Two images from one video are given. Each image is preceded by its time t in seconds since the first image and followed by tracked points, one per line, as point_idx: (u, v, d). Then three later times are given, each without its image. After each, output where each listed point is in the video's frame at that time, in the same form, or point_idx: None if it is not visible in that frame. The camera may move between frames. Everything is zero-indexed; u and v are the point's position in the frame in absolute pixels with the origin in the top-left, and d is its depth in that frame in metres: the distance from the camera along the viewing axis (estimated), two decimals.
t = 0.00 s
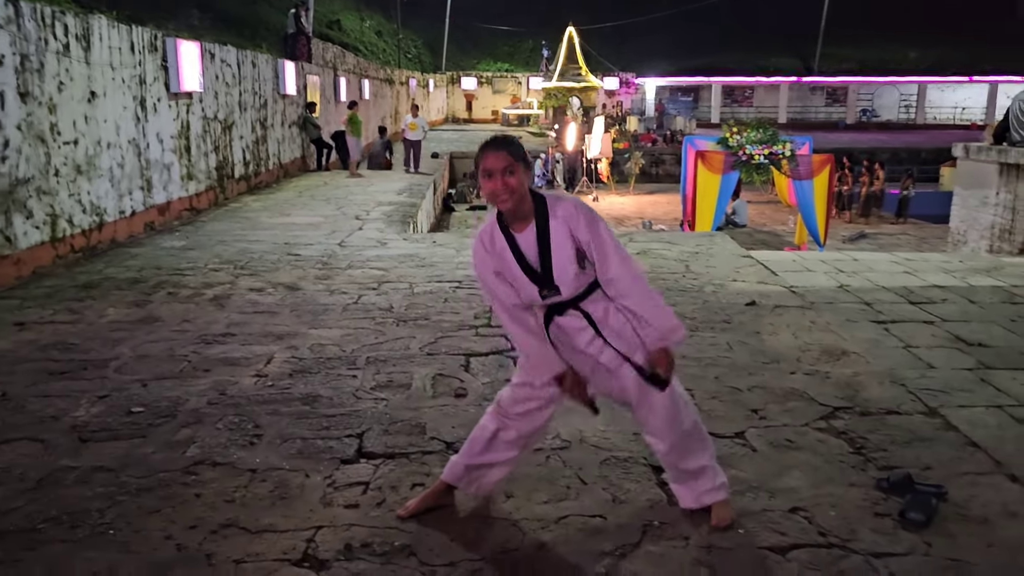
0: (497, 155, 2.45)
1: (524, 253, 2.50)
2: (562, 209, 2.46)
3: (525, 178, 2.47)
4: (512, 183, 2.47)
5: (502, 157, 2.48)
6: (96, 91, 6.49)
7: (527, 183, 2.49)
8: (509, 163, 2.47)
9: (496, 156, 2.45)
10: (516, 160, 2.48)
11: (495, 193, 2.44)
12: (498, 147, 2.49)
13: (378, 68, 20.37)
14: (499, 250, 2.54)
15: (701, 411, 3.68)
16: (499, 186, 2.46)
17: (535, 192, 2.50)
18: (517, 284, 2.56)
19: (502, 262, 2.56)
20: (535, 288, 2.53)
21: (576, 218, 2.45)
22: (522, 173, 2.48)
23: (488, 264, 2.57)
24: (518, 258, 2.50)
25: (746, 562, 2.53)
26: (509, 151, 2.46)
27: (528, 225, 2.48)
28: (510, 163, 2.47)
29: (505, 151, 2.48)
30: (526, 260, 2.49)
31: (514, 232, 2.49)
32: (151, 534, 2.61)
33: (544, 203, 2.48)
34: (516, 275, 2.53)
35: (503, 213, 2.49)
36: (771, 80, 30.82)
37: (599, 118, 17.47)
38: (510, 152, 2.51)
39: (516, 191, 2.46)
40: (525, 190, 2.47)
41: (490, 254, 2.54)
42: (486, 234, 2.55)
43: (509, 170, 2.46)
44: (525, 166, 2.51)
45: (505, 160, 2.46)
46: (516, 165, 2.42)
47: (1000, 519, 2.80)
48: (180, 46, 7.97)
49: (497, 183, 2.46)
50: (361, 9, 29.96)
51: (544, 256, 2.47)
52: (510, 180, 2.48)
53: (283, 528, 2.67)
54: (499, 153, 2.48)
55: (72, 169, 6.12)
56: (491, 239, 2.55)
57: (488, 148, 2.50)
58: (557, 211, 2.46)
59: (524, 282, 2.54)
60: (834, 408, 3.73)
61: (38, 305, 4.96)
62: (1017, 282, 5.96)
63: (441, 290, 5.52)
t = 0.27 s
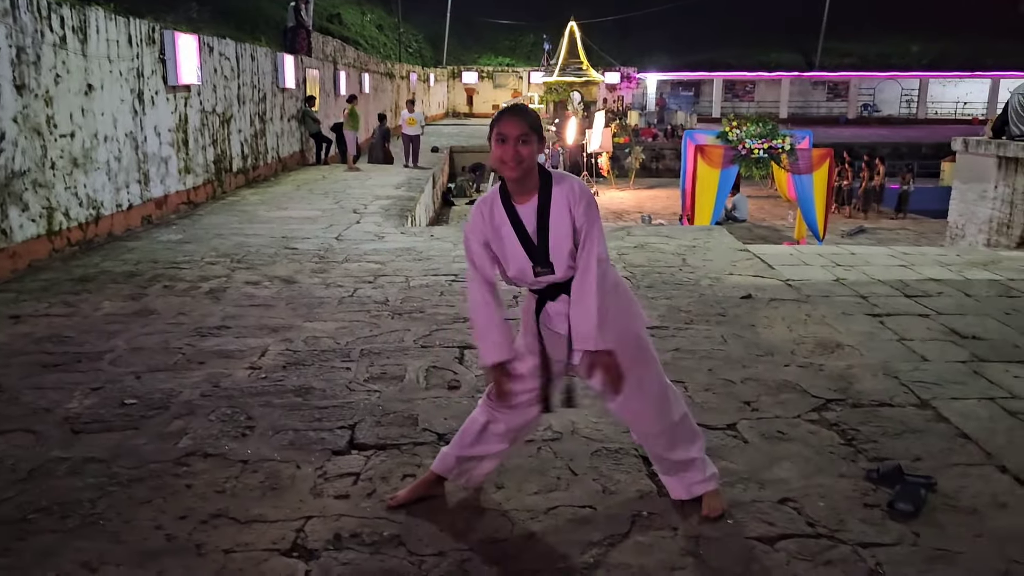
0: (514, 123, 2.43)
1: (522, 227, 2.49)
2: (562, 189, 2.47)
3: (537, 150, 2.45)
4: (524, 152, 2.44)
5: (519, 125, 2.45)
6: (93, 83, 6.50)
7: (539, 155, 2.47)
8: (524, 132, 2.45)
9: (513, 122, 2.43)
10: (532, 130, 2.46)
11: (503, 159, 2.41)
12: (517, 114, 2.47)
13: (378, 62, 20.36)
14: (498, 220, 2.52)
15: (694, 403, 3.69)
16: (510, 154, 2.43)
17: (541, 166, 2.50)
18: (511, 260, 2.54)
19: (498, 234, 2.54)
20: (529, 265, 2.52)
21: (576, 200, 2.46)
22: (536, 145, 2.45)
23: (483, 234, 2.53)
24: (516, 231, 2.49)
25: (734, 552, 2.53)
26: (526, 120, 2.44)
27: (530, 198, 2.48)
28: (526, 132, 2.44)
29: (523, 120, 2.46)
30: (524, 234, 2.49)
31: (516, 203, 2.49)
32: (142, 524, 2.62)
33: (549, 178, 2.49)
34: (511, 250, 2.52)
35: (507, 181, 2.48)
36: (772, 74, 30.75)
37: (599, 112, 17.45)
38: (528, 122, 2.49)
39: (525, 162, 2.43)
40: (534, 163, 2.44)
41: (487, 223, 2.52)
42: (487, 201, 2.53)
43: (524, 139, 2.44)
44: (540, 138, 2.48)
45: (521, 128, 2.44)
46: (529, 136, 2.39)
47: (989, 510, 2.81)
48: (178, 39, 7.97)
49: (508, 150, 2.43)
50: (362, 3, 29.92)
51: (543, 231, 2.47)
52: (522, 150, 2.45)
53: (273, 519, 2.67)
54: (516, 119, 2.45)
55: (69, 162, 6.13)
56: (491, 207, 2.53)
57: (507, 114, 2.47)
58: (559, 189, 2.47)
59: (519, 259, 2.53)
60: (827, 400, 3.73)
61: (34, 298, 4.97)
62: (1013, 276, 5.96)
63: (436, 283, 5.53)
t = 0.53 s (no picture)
0: (507, 112, 2.44)
1: (509, 214, 2.49)
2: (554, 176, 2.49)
3: (528, 140, 2.46)
4: (515, 142, 2.45)
5: (512, 114, 2.46)
6: (88, 80, 6.52)
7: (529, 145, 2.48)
8: (517, 121, 2.46)
9: (506, 111, 2.44)
10: (525, 121, 2.47)
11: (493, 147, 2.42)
12: (510, 104, 2.48)
13: (377, 59, 20.38)
14: (485, 207, 2.52)
15: (681, 397, 3.70)
16: (501, 143, 2.44)
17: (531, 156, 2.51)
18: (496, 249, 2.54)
19: (484, 221, 2.54)
20: (515, 254, 2.51)
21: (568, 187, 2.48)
22: (527, 136, 2.46)
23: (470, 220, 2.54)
24: (501, 217, 2.50)
25: (714, 544, 2.55)
26: (518, 110, 2.45)
27: (517, 187, 2.49)
28: (518, 122, 2.45)
29: (516, 109, 2.47)
30: (510, 222, 2.48)
31: (502, 190, 2.51)
32: (128, 517, 2.64)
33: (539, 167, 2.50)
34: (497, 237, 2.52)
35: (496, 169, 2.48)
36: (772, 70, 30.71)
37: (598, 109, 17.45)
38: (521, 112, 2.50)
39: (515, 151, 2.44)
40: (524, 153, 2.45)
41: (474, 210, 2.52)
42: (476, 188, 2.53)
43: (516, 128, 2.44)
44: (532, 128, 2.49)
45: (513, 117, 2.45)
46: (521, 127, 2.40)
47: (972, 503, 2.82)
48: (174, 35, 7.99)
49: (499, 139, 2.44)
50: None
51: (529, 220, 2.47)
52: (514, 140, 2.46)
53: (259, 512, 2.70)
54: (510, 108, 2.46)
55: (64, 159, 6.15)
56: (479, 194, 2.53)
57: (501, 102, 2.48)
58: (549, 178, 2.49)
59: (504, 248, 2.52)
60: (815, 395, 3.75)
61: (29, 294, 5.00)
62: (1007, 272, 5.96)
63: (430, 279, 5.55)
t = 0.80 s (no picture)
0: (494, 101, 2.48)
1: (493, 204, 2.53)
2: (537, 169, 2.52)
3: (514, 130, 2.50)
4: (502, 130, 2.49)
5: (498, 103, 2.50)
6: (78, 79, 6.55)
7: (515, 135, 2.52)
8: (503, 111, 2.50)
9: (492, 100, 2.48)
10: (511, 110, 2.51)
11: (480, 135, 2.45)
12: (496, 93, 2.53)
13: (372, 58, 20.41)
14: (470, 198, 2.56)
15: (664, 391, 3.75)
16: (488, 131, 2.47)
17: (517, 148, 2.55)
18: (479, 241, 2.58)
19: (468, 211, 2.58)
20: (498, 246, 2.55)
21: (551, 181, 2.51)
22: (513, 125, 2.50)
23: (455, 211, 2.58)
24: (486, 208, 2.53)
25: (691, 534, 2.58)
26: (504, 99, 2.49)
27: (502, 176, 2.53)
28: (505, 111, 2.49)
29: (502, 98, 2.51)
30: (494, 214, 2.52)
31: (487, 180, 2.54)
32: (113, 510, 2.68)
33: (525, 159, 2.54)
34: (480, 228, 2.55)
35: (481, 158, 2.52)
36: (767, 67, 30.77)
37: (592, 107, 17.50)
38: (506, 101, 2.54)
39: (501, 139, 2.48)
40: (509, 143, 2.49)
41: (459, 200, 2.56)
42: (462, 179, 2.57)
43: (503, 118, 2.49)
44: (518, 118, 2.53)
45: (501, 107, 2.50)
46: (508, 115, 2.44)
47: (946, 493, 2.86)
48: (165, 34, 8.01)
49: (486, 127, 2.47)
50: None
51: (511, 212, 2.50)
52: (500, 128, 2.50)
53: (243, 504, 2.73)
54: (497, 98, 2.51)
55: (55, 158, 6.18)
56: (464, 185, 2.57)
57: (489, 92, 2.53)
58: (534, 171, 2.51)
59: (487, 240, 2.56)
60: (796, 388, 3.79)
61: (20, 292, 5.03)
62: (992, 266, 6.01)
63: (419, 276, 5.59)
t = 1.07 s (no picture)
0: (502, 89, 2.47)
1: (499, 192, 2.53)
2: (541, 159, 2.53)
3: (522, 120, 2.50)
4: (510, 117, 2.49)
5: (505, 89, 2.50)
6: (68, 78, 6.54)
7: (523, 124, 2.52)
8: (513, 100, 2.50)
9: (501, 88, 2.47)
10: (520, 98, 2.51)
11: (490, 122, 2.45)
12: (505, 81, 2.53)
13: (360, 56, 20.39)
14: (476, 184, 2.54)
15: (655, 384, 3.79)
16: (496, 120, 2.48)
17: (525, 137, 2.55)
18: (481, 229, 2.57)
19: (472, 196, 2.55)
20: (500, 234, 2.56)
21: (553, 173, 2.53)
22: (521, 113, 2.51)
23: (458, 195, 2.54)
24: (491, 194, 2.53)
25: (682, 523, 2.62)
26: (512, 87, 2.48)
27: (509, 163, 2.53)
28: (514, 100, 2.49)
29: (509, 85, 2.51)
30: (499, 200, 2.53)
31: (495, 166, 2.54)
32: (111, 504, 2.70)
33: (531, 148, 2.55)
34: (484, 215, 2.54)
35: (490, 145, 2.52)
36: (755, 66, 30.93)
37: (581, 105, 17.56)
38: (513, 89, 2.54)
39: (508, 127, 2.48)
40: (518, 131, 2.49)
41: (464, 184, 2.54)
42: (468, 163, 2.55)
43: (513, 107, 2.48)
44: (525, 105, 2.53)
45: (510, 96, 2.49)
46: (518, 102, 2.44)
47: (932, 482, 2.91)
48: (154, 33, 8.00)
49: (495, 116, 2.47)
50: None
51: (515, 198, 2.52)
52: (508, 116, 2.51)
53: (239, 498, 2.75)
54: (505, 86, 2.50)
55: (46, 157, 6.17)
56: (468, 169, 2.55)
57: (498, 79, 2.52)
58: (540, 161, 2.52)
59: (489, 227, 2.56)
60: (785, 381, 3.84)
61: (12, 291, 5.03)
62: (977, 261, 6.09)
63: (410, 273, 5.62)
